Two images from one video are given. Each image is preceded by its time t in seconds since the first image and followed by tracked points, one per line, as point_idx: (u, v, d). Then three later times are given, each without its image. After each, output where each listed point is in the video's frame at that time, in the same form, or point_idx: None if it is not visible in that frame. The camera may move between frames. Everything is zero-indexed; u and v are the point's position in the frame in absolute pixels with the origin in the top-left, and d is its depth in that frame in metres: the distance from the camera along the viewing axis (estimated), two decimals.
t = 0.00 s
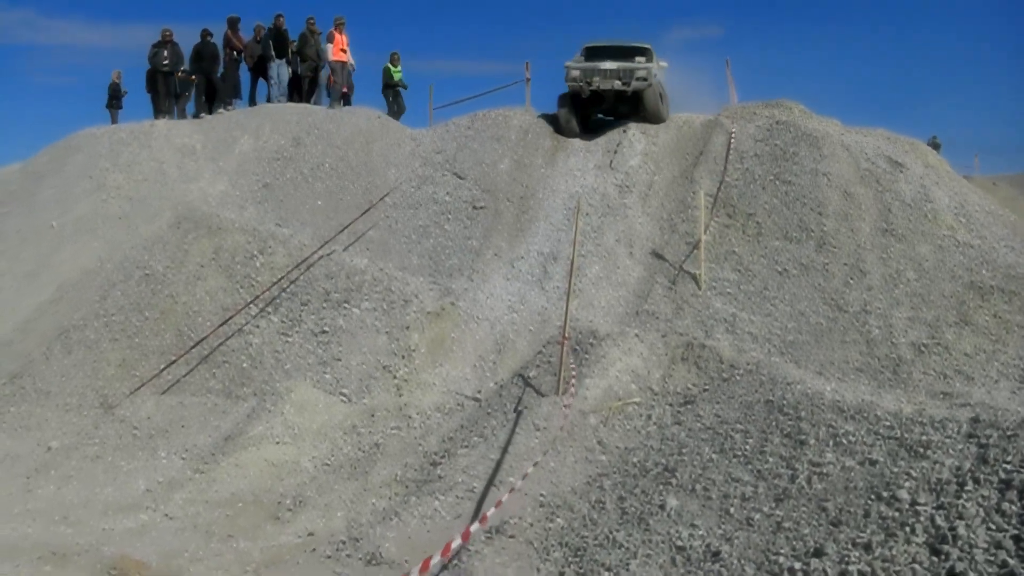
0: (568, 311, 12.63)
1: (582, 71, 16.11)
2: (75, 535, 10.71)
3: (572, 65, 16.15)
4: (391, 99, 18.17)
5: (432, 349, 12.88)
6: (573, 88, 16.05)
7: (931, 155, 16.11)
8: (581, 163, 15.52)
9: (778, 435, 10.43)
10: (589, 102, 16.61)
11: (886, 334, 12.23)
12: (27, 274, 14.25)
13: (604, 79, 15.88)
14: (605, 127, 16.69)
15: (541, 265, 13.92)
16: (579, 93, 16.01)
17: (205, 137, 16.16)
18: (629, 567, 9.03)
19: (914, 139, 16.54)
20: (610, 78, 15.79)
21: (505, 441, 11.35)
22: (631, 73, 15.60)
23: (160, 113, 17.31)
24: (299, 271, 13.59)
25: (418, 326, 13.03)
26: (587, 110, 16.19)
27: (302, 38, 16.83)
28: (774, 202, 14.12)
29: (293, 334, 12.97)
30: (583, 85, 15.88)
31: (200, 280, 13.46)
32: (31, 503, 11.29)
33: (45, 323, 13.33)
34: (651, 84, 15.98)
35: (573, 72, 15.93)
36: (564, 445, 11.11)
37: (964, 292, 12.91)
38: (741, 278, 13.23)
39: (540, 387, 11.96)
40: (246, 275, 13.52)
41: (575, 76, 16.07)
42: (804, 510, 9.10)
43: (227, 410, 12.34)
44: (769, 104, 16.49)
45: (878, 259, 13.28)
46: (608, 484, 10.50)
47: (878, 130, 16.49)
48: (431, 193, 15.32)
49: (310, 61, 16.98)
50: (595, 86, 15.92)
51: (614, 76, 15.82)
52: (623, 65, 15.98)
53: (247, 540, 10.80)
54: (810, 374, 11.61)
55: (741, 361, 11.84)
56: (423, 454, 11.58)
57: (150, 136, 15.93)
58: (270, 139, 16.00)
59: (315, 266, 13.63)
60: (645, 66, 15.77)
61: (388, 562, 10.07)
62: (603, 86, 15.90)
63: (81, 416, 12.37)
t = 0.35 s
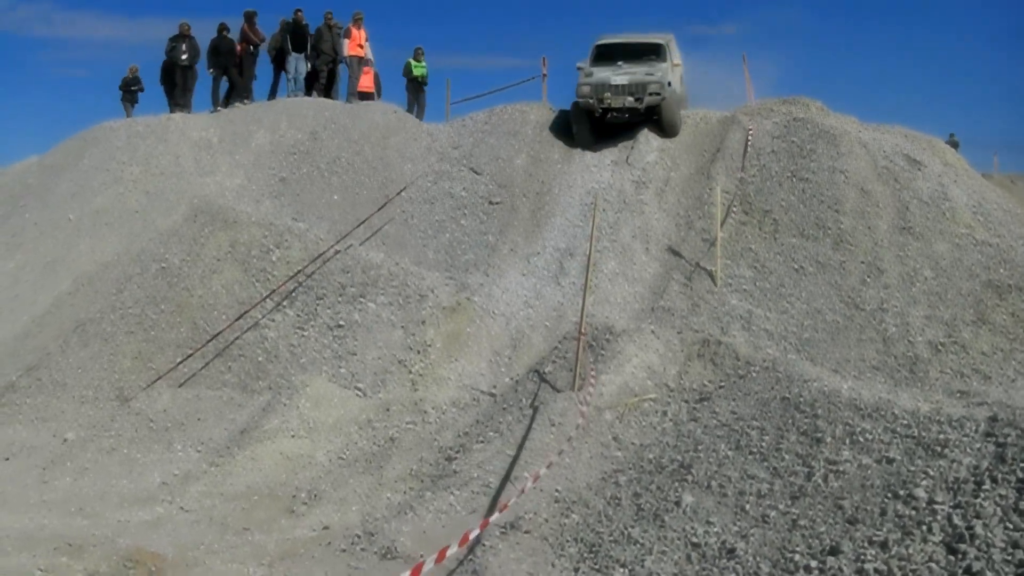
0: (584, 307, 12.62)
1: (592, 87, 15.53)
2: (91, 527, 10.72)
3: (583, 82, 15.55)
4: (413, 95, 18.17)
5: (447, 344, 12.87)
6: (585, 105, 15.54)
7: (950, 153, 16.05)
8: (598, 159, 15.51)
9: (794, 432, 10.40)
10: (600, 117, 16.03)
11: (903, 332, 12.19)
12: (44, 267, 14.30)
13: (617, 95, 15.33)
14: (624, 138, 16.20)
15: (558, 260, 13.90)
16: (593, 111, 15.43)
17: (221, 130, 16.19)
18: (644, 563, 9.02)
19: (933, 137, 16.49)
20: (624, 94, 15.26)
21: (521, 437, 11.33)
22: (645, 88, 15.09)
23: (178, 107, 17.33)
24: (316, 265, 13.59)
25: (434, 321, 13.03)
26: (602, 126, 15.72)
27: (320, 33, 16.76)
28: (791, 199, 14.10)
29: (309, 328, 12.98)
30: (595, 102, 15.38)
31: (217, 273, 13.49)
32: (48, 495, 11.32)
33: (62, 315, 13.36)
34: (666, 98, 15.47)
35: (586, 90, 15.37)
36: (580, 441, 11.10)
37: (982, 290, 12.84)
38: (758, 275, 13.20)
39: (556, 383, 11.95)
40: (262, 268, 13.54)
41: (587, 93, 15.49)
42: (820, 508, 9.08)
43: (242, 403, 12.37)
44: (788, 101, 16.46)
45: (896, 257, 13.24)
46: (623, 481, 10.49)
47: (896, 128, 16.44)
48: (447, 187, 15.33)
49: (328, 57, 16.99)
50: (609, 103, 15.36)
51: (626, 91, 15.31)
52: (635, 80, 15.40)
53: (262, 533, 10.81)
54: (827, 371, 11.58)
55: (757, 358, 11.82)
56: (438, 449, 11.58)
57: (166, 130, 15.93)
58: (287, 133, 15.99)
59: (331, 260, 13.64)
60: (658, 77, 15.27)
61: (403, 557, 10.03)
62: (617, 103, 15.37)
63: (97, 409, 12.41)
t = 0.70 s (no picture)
0: (605, 295, 12.60)
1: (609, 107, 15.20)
2: (112, 511, 10.69)
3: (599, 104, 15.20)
4: (438, 80, 18.12)
5: (468, 332, 12.90)
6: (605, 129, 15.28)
7: (973, 145, 15.99)
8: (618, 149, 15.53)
9: (815, 422, 10.38)
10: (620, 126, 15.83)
11: (924, 323, 12.15)
12: (66, 253, 14.36)
13: (636, 116, 15.06)
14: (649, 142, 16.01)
15: (578, 249, 13.85)
16: (615, 134, 15.26)
17: (242, 118, 16.32)
18: (665, 552, 9.08)
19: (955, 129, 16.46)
20: (643, 115, 14.99)
21: (543, 425, 11.30)
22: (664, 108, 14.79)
23: (200, 93, 17.41)
24: (336, 252, 13.64)
25: (455, 309, 13.06)
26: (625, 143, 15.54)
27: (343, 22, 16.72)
28: (812, 189, 14.10)
29: (329, 315, 13.01)
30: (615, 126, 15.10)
31: (238, 260, 13.53)
32: (68, 480, 11.32)
33: (83, 301, 13.38)
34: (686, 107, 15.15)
35: (604, 116, 15.09)
36: (601, 430, 11.04)
37: (1005, 282, 12.73)
38: (779, 265, 13.17)
39: (576, 371, 11.97)
40: (283, 255, 13.57)
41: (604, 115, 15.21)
42: (840, 498, 9.07)
43: (263, 390, 12.40)
44: (811, 90, 16.43)
45: (918, 248, 13.21)
46: (643, 469, 10.49)
47: (919, 119, 16.40)
48: (468, 176, 15.31)
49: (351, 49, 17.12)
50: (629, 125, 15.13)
51: (645, 111, 14.98)
52: (651, 95, 15.04)
53: (282, 519, 10.83)
54: (848, 362, 11.55)
55: (778, 348, 11.79)
56: (458, 436, 11.58)
57: (188, 116, 16.00)
58: (308, 120, 16.15)
59: (352, 247, 13.68)
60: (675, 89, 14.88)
61: (424, 543, 10.10)
62: (637, 123, 15.12)
63: (118, 394, 12.43)
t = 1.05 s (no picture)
0: (635, 288, 12.59)
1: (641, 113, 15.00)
2: (143, 501, 10.67)
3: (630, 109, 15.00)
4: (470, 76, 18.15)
5: (498, 324, 12.94)
6: (637, 133, 15.07)
7: (1006, 136, 15.90)
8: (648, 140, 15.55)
9: (847, 415, 10.33)
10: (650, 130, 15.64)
11: (957, 316, 12.10)
12: (97, 244, 14.45)
13: (669, 121, 14.87)
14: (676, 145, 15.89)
15: (609, 241, 13.94)
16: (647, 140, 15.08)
17: (273, 110, 16.26)
18: (695, 544, 9.02)
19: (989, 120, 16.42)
20: (676, 120, 14.81)
21: (572, 416, 11.32)
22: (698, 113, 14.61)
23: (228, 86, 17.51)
24: (367, 243, 13.69)
25: (485, 301, 13.08)
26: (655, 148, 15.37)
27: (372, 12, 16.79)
28: (844, 180, 14.11)
29: (359, 307, 13.07)
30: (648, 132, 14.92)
31: (268, 251, 13.59)
32: (100, 470, 11.32)
33: (115, 293, 13.47)
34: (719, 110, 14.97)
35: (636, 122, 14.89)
36: (629, 421, 11.08)
37: None
38: (810, 258, 13.13)
39: (607, 363, 11.91)
40: (313, 247, 13.62)
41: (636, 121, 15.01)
42: (872, 490, 9.02)
43: (294, 380, 12.45)
44: (842, 82, 16.38)
45: (950, 241, 13.16)
46: (674, 461, 10.45)
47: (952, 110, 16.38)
48: (499, 167, 15.50)
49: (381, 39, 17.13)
50: (662, 131, 14.95)
51: (679, 115, 14.79)
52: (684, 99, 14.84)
53: (313, 509, 10.75)
54: (880, 354, 11.49)
55: (810, 340, 11.75)
56: (489, 428, 11.62)
57: (219, 110, 16.16)
58: (338, 112, 16.14)
59: (382, 238, 13.74)
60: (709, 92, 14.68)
61: (454, 534, 10.10)
62: (670, 129, 14.93)
63: (149, 385, 12.48)
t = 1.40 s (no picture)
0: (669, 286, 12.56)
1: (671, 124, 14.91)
2: (178, 500, 10.69)
3: (659, 121, 14.92)
4: (508, 79, 18.15)
5: (531, 323, 12.94)
6: (666, 145, 15.02)
7: None
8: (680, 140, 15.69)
9: (883, 414, 10.27)
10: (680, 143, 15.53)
11: (993, 315, 12.01)
12: (130, 244, 14.55)
13: (699, 133, 14.76)
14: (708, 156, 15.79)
15: (642, 239, 14.01)
16: (677, 152, 14.98)
17: (306, 110, 16.43)
18: (731, 543, 9.00)
19: None
20: (706, 132, 14.69)
21: (606, 415, 11.28)
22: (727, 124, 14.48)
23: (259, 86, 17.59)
24: (399, 243, 13.75)
25: (518, 299, 13.13)
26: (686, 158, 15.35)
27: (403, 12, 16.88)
28: (878, 178, 14.08)
29: (392, 306, 13.12)
30: (677, 143, 14.82)
31: (301, 250, 13.65)
32: (135, 468, 11.36)
33: (148, 292, 13.55)
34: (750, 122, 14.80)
35: (665, 134, 14.80)
36: (665, 420, 11.01)
37: None
38: (844, 256, 13.09)
39: (640, 361, 11.90)
40: (346, 246, 13.67)
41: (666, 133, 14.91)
42: (909, 490, 8.97)
43: (327, 379, 12.48)
44: (876, 81, 16.38)
45: (985, 239, 13.11)
46: (708, 460, 10.41)
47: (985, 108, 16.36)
48: (531, 167, 15.62)
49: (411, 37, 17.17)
50: (691, 143, 14.83)
51: (708, 127, 14.67)
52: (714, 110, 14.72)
53: (347, 508, 10.76)
54: (915, 353, 11.44)
55: (844, 339, 11.69)
56: (522, 427, 11.60)
57: (252, 110, 16.21)
58: (370, 111, 16.21)
59: (415, 238, 13.80)
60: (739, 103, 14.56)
61: (488, 533, 10.06)
62: (699, 140, 14.81)
63: (183, 384, 12.53)
